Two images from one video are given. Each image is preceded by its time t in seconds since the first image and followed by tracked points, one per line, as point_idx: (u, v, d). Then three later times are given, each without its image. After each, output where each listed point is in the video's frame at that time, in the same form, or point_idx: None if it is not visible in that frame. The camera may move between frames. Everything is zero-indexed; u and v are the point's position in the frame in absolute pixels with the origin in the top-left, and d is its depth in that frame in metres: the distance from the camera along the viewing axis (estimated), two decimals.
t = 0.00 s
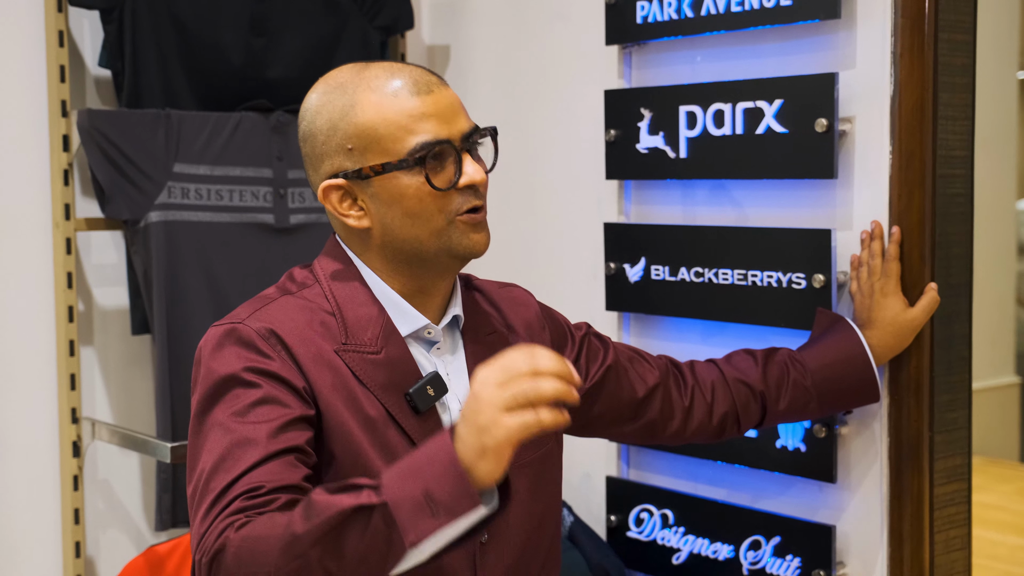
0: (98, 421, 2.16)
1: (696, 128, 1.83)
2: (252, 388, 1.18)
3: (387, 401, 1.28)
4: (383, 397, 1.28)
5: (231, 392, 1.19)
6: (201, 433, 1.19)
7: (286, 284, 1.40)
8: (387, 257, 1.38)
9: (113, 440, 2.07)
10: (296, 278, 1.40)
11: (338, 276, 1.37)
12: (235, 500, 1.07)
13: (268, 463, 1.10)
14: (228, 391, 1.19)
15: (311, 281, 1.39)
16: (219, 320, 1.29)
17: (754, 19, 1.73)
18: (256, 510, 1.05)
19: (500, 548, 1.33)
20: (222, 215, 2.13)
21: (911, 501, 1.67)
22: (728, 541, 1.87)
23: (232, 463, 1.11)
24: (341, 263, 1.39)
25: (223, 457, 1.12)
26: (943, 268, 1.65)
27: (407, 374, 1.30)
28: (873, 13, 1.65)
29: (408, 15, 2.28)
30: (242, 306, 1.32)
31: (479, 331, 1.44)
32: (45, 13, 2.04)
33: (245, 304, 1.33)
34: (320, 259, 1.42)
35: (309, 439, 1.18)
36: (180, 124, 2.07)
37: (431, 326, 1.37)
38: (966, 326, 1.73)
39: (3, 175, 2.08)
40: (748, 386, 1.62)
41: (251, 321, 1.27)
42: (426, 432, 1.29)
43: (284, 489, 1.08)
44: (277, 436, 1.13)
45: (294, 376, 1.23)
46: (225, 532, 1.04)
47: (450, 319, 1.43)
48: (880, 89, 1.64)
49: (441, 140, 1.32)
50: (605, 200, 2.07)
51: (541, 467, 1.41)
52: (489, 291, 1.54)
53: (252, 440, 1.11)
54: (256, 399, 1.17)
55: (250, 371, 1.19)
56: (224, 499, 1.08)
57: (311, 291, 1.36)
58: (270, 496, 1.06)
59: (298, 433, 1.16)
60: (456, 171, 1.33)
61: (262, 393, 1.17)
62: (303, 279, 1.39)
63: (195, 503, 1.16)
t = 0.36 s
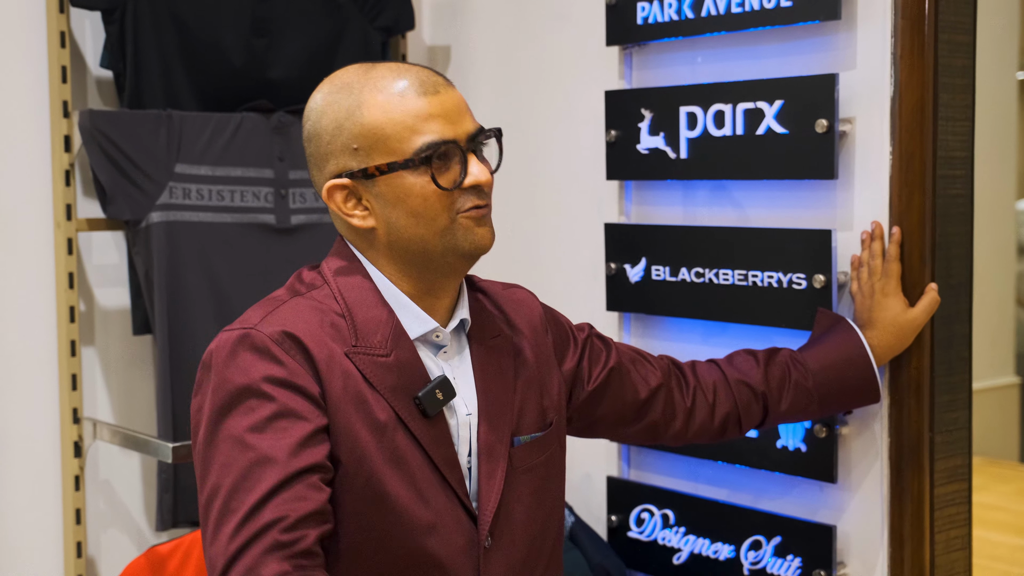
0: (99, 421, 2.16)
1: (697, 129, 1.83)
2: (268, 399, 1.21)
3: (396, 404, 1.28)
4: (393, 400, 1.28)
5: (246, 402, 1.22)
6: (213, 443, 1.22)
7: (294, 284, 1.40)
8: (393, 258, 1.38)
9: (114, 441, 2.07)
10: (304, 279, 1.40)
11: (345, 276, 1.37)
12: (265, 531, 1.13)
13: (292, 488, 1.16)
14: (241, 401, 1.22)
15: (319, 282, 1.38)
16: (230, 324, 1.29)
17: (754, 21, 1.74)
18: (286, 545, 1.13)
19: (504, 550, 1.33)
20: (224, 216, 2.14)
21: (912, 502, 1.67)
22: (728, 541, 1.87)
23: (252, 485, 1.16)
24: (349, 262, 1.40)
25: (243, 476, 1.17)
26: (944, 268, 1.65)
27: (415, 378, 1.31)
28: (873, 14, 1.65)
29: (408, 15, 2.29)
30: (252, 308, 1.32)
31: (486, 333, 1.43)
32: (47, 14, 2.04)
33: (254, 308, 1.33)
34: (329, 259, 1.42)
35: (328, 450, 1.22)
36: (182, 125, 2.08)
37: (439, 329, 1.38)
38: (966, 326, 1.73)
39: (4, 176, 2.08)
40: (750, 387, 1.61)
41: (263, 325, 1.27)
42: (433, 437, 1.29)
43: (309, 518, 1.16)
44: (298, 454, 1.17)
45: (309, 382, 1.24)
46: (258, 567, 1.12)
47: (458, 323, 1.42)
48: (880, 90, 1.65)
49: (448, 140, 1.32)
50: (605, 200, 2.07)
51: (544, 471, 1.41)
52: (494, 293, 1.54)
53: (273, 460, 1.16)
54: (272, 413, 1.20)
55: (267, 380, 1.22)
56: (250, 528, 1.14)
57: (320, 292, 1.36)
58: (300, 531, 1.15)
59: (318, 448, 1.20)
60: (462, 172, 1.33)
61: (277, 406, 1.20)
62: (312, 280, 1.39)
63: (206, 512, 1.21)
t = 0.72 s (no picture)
0: (99, 422, 2.16)
1: (696, 130, 1.84)
2: (258, 413, 1.21)
3: (391, 407, 1.28)
4: (387, 403, 1.28)
5: (236, 416, 1.22)
6: (204, 457, 1.22)
7: (286, 292, 1.40)
8: (384, 255, 1.38)
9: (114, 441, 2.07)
10: (296, 287, 1.40)
11: (337, 284, 1.37)
12: (253, 551, 1.14)
13: (279, 509, 1.16)
14: (232, 413, 1.22)
15: (312, 288, 1.39)
16: (220, 337, 1.29)
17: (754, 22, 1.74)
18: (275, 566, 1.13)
19: (504, 550, 1.33)
20: (224, 216, 2.14)
21: (911, 502, 1.68)
22: (728, 542, 1.88)
23: (242, 502, 1.17)
24: (341, 270, 1.39)
25: (232, 493, 1.18)
26: (943, 269, 1.66)
27: (412, 379, 1.31)
28: (873, 15, 1.65)
29: (408, 17, 2.29)
30: (244, 319, 1.32)
31: (480, 330, 1.43)
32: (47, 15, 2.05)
33: (247, 316, 1.33)
34: (320, 268, 1.42)
35: (320, 463, 1.22)
36: (182, 126, 2.08)
37: (433, 329, 1.38)
38: (966, 326, 1.73)
39: (4, 176, 2.08)
40: (749, 384, 1.62)
41: (254, 337, 1.27)
42: (430, 438, 1.29)
43: (299, 538, 1.16)
44: (287, 470, 1.18)
45: (298, 395, 1.24)
46: None
47: (452, 321, 1.42)
48: (879, 91, 1.65)
49: (420, 126, 1.34)
50: (605, 201, 2.08)
51: (544, 469, 1.41)
52: (489, 290, 1.55)
53: (262, 478, 1.17)
54: (261, 428, 1.20)
55: (256, 396, 1.22)
56: (239, 550, 1.15)
57: (311, 299, 1.36)
58: (291, 551, 1.15)
59: (309, 463, 1.20)
60: (439, 155, 1.34)
61: (267, 420, 1.20)
62: (303, 288, 1.39)
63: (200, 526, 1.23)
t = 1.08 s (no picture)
0: (99, 422, 2.17)
1: (696, 130, 1.83)
2: (253, 412, 1.21)
3: (387, 405, 1.28)
4: (383, 402, 1.28)
5: (231, 414, 1.22)
6: (199, 453, 1.23)
7: (284, 291, 1.40)
8: (383, 255, 1.38)
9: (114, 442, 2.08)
10: (294, 286, 1.40)
11: (336, 283, 1.37)
12: (248, 547, 1.15)
13: (275, 505, 1.17)
14: (226, 411, 1.22)
15: (310, 287, 1.40)
16: (218, 335, 1.29)
17: (754, 22, 1.74)
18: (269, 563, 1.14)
19: (499, 550, 1.33)
20: (223, 217, 2.14)
21: (911, 503, 1.67)
22: (727, 542, 1.87)
23: (236, 499, 1.18)
24: (338, 270, 1.39)
25: (227, 490, 1.18)
26: (943, 270, 1.65)
27: (407, 378, 1.31)
28: (872, 16, 1.65)
29: (408, 17, 2.29)
30: (241, 317, 1.32)
31: (478, 331, 1.43)
32: (48, 16, 2.05)
33: (243, 315, 1.33)
34: (319, 267, 1.42)
35: (315, 462, 1.22)
36: (181, 126, 2.08)
37: (430, 328, 1.38)
38: (966, 327, 1.73)
39: (4, 177, 2.09)
40: (748, 386, 1.62)
41: (250, 335, 1.27)
42: (426, 436, 1.29)
43: (293, 536, 1.17)
44: (281, 468, 1.18)
45: (294, 394, 1.24)
46: None
47: (449, 320, 1.43)
48: (879, 91, 1.65)
49: (421, 124, 1.33)
50: (605, 202, 2.07)
51: (541, 469, 1.41)
52: (489, 293, 1.55)
53: (257, 476, 1.17)
54: (257, 426, 1.20)
55: (252, 394, 1.22)
56: (233, 545, 1.16)
57: (309, 298, 1.36)
58: (284, 549, 1.15)
59: (304, 461, 1.20)
60: (440, 153, 1.34)
61: (261, 419, 1.21)
62: (301, 288, 1.39)
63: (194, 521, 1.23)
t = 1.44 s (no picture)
0: (98, 422, 2.17)
1: (694, 130, 1.83)
2: (247, 397, 1.20)
3: (379, 401, 1.28)
4: (375, 398, 1.28)
5: (225, 400, 1.21)
6: (197, 441, 1.21)
7: (278, 286, 1.40)
8: (377, 254, 1.38)
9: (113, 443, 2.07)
10: (287, 282, 1.40)
11: (328, 277, 1.37)
12: (238, 518, 1.11)
13: (270, 479, 1.14)
14: (222, 398, 1.21)
15: (303, 282, 1.39)
16: (212, 326, 1.30)
17: (752, 22, 1.74)
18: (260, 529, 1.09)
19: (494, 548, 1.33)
20: (222, 217, 2.14)
21: (910, 504, 1.67)
22: (726, 542, 1.87)
23: (230, 478, 1.14)
24: (331, 264, 1.40)
25: (220, 471, 1.15)
26: (941, 270, 1.65)
27: (400, 375, 1.31)
28: (871, 16, 1.65)
29: (405, 17, 2.29)
30: (234, 310, 1.33)
31: (472, 330, 1.43)
32: (45, 17, 2.05)
33: (237, 308, 1.33)
34: (313, 262, 1.42)
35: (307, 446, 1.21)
36: (179, 127, 2.08)
37: (423, 326, 1.38)
38: (965, 327, 1.73)
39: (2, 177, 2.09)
40: (745, 385, 1.62)
41: (243, 326, 1.28)
42: (418, 433, 1.29)
43: (286, 506, 1.13)
44: (277, 448, 1.16)
45: (288, 381, 1.24)
46: (227, 552, 1.08)
47: (443, 319, 1.43)
48: (878, 91, 1.65)
49: (433, 137, 1.32)
50: (604, 202, 2.07)
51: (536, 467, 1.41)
52: (484, 291, 1.54)
53: (251, 454, 1.15)
54: (251, 409, 1.19)
55: (245, 379, 1.21)
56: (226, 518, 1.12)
57: (303, 293, 1.36)
58: (273, 514, 1.11)
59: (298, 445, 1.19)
60: (447, 171, 1.33)
61: (253, 403, 1.19)
62: (294, 283, 1.39)
63: (192, 509, 1.21)
